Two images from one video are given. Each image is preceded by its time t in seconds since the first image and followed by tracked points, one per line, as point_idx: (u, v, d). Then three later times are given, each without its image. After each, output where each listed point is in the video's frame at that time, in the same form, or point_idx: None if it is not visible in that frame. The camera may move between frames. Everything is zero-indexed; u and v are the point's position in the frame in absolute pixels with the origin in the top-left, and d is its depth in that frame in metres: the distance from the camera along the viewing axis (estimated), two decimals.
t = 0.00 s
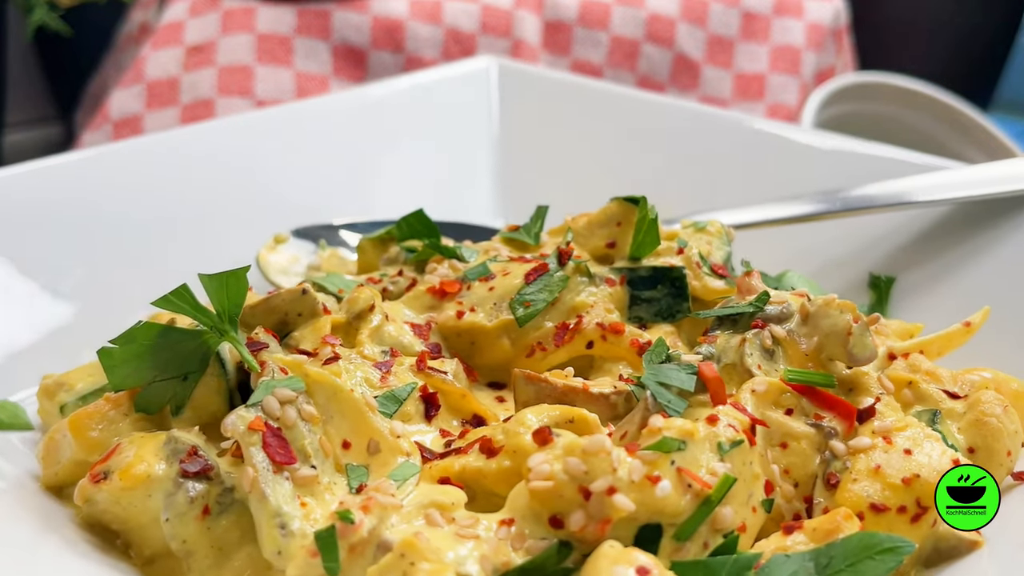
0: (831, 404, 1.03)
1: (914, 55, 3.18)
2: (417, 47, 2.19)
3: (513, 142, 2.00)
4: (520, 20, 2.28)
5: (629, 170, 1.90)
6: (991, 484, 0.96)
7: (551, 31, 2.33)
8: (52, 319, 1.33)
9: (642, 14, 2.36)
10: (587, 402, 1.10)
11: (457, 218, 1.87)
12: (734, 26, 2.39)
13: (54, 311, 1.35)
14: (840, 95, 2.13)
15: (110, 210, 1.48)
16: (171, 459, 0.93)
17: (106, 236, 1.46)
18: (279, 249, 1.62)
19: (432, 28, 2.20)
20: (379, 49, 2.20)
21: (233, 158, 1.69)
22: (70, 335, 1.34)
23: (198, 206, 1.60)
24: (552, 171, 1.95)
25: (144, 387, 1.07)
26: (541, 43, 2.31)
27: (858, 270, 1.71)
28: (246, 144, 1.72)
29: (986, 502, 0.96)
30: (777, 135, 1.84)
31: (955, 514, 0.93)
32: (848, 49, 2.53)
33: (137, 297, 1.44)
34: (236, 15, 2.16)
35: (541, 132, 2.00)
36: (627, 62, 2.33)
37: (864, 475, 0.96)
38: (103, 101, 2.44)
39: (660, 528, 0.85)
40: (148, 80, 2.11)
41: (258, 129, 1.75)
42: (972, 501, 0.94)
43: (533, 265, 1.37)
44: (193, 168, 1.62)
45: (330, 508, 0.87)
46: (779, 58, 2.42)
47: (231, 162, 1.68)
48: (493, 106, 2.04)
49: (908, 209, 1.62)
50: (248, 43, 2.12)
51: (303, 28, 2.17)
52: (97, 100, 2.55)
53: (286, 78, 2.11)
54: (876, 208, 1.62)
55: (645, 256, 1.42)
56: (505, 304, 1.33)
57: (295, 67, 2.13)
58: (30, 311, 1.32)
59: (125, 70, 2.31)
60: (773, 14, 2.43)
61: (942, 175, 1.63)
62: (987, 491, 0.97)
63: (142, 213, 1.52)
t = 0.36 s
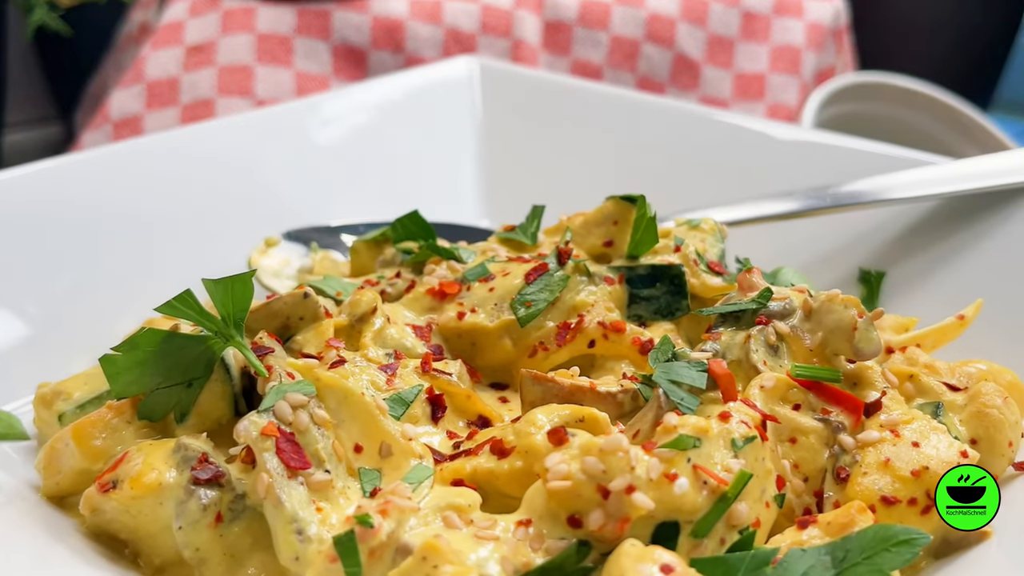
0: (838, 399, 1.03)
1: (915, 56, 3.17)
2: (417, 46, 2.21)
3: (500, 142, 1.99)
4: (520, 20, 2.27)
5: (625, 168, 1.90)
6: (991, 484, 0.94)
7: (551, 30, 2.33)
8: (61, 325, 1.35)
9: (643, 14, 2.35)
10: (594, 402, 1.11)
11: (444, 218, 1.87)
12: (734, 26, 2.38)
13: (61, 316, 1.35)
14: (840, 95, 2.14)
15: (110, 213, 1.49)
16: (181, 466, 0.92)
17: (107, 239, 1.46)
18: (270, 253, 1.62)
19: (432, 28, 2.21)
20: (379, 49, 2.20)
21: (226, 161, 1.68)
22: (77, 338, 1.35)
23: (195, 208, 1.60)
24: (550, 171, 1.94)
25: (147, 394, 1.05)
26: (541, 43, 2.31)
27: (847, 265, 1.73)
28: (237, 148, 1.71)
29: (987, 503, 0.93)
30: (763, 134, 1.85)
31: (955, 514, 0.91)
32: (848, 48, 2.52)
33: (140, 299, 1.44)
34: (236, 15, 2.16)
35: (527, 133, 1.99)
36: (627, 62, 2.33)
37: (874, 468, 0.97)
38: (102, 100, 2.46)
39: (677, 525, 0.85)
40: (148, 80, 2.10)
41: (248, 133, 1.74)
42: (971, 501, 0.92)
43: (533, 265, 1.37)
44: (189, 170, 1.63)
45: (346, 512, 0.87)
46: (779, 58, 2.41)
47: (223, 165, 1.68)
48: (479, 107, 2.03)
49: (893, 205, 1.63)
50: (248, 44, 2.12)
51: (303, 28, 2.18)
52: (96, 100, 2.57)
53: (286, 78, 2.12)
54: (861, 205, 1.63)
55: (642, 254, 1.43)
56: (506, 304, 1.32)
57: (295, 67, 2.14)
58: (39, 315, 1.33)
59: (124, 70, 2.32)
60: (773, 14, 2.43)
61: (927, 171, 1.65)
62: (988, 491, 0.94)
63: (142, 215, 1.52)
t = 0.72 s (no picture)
0: (846, 394, 1.05)
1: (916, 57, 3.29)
2: (417, 46, 2.21)
3: (486, 143, 1.99)
4: (520, 20, 2.27)
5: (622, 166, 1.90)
6: (993, 484, 0.94)
7: (551, 30, 2.33)
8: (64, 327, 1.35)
9: (642, 14, 2.36)
10: (602, 400, 1.11)
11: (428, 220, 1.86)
12: (734, 26, 2.39)
13: (61, 318, 1.35)
14: (841, 95, 2.15)
15: (109, 214, 1.49)
16: (193, 474, 0.91)
17: (106, 240, 1.47)
18: (260, 257, 1.60)
19: (432, 27, 2.22)
20: (379, 49, 2.21)
21: (218, 162, 1.68)
22: (81, 339, 1.35)
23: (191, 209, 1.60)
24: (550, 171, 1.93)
25: (152, 402, 1.04)
26: (541, 42, 2.31)
27: (835, 259, 1.74)
28: (228, 149, 1.71)
29: (986, 502, 0.93)
30: (749, 131, 1.86)
31: (955, 514, 0.93)
32: (848, 49, 2.52)
33: (141, 300, 1.45)
34: (236, 15, 2.19)
35: (513, 133, 1.99)
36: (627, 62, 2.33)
37: (884, 461, 0.98)
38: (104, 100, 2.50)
39: (695, 522, 0.86)
40: (147, 80, 2.13)
41: (237, 135, 1.74)
42: (971, 501, 0.93)
43: (532, 265, 1.37)
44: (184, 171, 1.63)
45: (364, 517, 0.86)
46: (779, 58, 2.41)
47: (215, 166, 1.68)
48: (465, 108, 2.03)
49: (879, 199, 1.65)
50: (248, 44, 2.14)
51: (303, 28, 2.19)
52: (98, 99, 2.61)
53: (285, 78, 2.13)
54: (849, 199, 1.65)
55: (640, 252, 1.43)
56: (507, 304, 1.32)
57: (295, 67, 2.15)
58: (39, 317, 1.33)
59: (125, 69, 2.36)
60: (773, 14, 2.43)
61: (913, 165, 1.66)
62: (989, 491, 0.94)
63: (140, 216, 1.53)
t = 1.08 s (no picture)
0: (851, 388, 1.06)
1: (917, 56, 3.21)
2: (417, 46, 2.20)
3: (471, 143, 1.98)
4: (520, 20, 2.27)
5: (618, 163, 1.90)
6: (993, 485, 0.95)
7: (551, 30, 2.34)
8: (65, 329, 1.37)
9: (643, 14, 2.36)
10: (608, 399, 1.11)
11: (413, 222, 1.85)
12: (734, 26, 2.40)
13: (56, 325, 1.36)
14: (841, 95, 2.17)
15: (106, 215, 1.50)
16: (207, 481, 0.90)
17: (104, 242, 1.48)
18: (252, 260, 1.61)
19: (432, 27, 2.22)
20: (378, 49, 2.21)
21: (211, 163, 1.68)
22: (79, 343, 1.37)
23: (186, 210, 1.61)
24: (550, 170, 1.92)
25: (157, 409, 1.03)
26: (541, 42, 2.31)
27: (825, 254, 1.75)
28: (218, 150, 1.70)
29: (986, 503, 0.94)
30: (733, 128, 1.86)
31: (954, 514, 0.92)
32: (848, 48, 2.53)
33: (138, 304, 1.46)
34: (236, 15, 2.19)
35: (500, 133, 1.98)
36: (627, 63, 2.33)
37: (892, 454, 0.99)
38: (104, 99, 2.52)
39: (712, 519, 0.86)
40: (147, 80, 2.13)
41: (223, 137, 1.73)
42: (971, 501, 0.93)
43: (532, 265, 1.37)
44: (179, 173, 1.63)
45: (381, 521, 0.86)
46: (780, 58, 2.43)
47: (207, 167, 1.68)
48: (449, 108, 2.02)
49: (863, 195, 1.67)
50: (247, 43, 2.15)
51: (303, 28, 2.19)
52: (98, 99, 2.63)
53: (285, 78, 2.14)
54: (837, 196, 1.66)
55: (637, 251, 1.44)
56: (508, 305, 1.32)
57: (295, 66, 2.16)
58: (36, 323, 1.34)
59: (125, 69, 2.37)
60: (773, 14, 2.45)
61: (897, 161, 1.68)
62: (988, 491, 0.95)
63: (136, 218, 1.54)
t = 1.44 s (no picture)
0: (856, 382, 1.07)
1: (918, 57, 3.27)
2: (417, 46, 2.20)
3: (457, 147, 1.97)
4: (520, 20, 2.26)
5: (613, 160, 1.89)
6: (993, 484, 0.94)
7: (551, 30, 2.33)
8: (62, 333, 1.36)
9: (642, 14, 2.36)
10: (615, 398, 1.12)
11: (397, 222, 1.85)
12: (734, 27, 2.40)
13: (50, 331, 1.34)
14: (841, 95, 2.19)
15: (101, 219, 1.49)
16: (219, 488, 0.89)
17: (101, 246, 1.47)
18: (245, 264, 1.60)
19: (432, 28, 2.21)
20: (378, 49, 2.21)
21: (201, 165, 1.67)
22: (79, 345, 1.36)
23: (179, 212, 1.59)
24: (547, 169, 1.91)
25: (163, 417, 1.02)
26: (541, 43, 2.30)
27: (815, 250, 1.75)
28: (207, 152, 1.69)
29: (987, 502, 0.93)
30: (720, 124, 1.86)
31: (955, 514, 0.91)
32: (848, 48, 2.53)
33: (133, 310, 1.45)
34: (236, 15, 2.19)
35: (489, 135, 1.97)
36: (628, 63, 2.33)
37: (899, 447, 1.00)
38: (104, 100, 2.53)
39: (727, 515, 0.87)
40: (147, 80, 2.13)
41: (209, 140, 1.71)
42: (971, 501, 0.93)
43: (531, 265, 1.37)
44: (171, 174, 1.62)
45: (397, 525, 0.85)
46: (779, 58, 2.43)
47: (195, 168, 1.66)
48: (435, 110, 2.01)
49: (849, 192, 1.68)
50: (247, 43, 2.15)
51: (303, 28, 2.19)
52: (98, 99, 2.63)
53: (285, 78, 2.15)
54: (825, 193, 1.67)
55: (634, 249, 1.45)
56: (509, 305, 1.32)
57: (295, 67, 2.16)
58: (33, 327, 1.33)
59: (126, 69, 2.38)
60: (773, 14, 2.44)
61: (882, 158, 1.70)
62: (987, 490, 0.94)
63: (132, 220, 1.53)
